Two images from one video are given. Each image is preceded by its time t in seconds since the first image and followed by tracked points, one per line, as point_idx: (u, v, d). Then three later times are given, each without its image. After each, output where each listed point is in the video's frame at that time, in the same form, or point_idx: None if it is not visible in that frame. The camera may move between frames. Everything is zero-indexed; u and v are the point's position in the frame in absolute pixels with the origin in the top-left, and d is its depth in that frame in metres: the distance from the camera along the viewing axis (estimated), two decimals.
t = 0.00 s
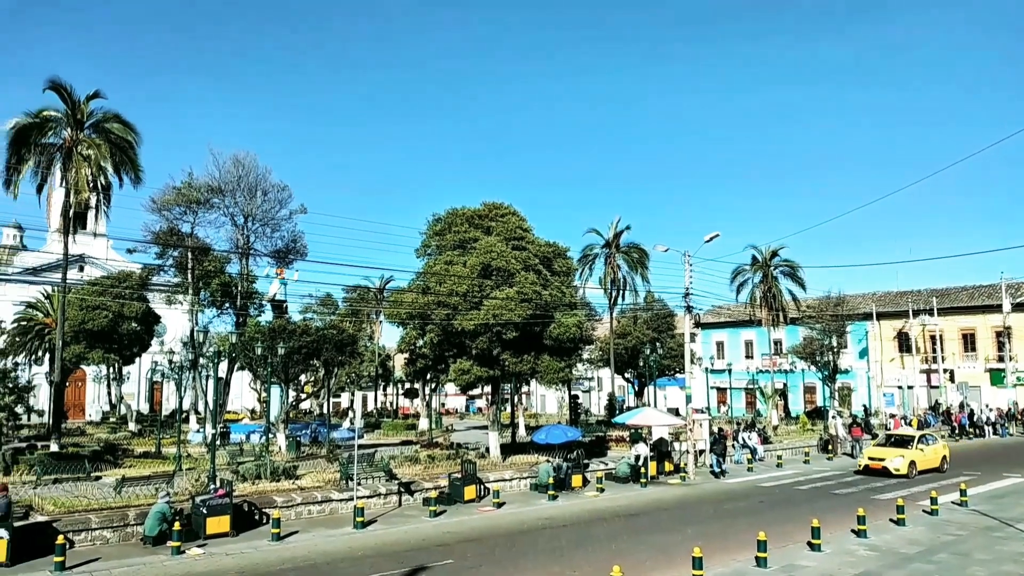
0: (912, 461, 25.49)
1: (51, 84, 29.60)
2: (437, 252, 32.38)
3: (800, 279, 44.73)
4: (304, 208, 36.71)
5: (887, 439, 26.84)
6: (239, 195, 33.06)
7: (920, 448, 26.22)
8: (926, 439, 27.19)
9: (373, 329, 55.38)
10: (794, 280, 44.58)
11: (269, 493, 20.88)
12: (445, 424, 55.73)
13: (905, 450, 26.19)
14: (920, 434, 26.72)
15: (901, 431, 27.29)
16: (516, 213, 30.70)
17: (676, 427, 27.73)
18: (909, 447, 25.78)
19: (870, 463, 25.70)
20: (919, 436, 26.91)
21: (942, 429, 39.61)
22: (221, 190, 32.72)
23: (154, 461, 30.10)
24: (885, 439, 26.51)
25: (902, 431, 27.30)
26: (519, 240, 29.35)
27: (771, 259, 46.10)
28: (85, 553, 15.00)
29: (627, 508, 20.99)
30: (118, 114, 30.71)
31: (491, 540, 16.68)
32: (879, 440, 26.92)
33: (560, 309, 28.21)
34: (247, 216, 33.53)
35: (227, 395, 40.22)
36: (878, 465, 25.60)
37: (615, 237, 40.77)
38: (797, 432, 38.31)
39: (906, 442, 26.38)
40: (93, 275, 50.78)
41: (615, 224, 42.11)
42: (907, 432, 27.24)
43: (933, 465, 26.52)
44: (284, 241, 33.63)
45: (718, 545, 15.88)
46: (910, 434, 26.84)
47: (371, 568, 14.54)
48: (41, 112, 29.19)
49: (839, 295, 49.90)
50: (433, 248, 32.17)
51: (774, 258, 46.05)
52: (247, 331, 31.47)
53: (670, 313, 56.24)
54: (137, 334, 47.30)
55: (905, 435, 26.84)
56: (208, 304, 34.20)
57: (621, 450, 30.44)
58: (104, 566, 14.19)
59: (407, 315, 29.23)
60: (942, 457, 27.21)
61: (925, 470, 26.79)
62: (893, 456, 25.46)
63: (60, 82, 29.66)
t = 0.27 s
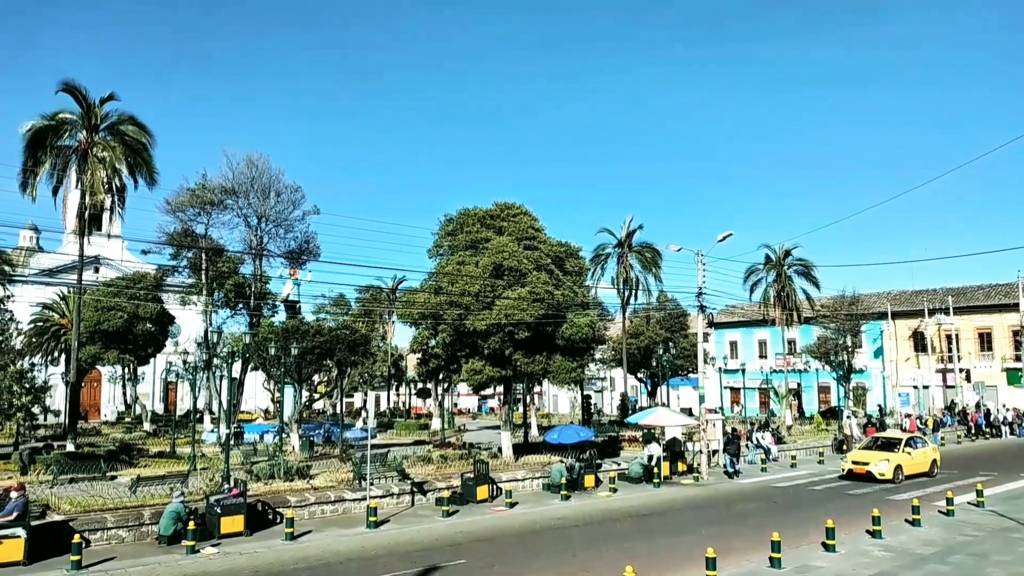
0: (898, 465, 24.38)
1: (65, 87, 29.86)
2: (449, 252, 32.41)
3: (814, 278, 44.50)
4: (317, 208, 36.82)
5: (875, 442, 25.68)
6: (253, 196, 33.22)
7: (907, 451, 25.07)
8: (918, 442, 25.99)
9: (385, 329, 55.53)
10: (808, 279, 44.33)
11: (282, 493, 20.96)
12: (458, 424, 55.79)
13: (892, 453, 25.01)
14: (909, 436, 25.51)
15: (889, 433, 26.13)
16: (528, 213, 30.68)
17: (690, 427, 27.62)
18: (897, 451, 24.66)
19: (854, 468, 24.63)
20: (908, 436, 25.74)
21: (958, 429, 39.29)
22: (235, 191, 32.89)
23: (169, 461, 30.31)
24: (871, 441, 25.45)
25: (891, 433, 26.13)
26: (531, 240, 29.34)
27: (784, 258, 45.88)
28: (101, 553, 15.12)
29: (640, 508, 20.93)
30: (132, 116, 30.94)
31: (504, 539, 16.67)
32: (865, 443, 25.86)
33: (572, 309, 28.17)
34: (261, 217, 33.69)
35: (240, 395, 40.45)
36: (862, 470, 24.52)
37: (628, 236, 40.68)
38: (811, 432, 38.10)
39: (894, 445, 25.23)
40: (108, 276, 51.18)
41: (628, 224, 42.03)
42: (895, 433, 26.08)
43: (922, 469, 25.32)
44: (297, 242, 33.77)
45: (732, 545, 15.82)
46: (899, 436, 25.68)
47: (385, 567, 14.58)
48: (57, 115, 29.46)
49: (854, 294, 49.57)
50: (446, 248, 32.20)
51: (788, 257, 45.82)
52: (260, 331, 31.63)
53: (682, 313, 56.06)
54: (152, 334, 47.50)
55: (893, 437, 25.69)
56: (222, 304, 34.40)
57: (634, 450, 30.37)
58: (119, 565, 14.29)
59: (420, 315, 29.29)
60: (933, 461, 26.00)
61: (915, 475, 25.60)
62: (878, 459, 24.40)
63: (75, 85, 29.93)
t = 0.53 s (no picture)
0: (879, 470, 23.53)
1: (77, 89, 30.07)
2: (460, 252, 32.43)
3: (826, 278, 44.27)
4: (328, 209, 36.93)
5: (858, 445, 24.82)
6: (264, 196, 33.37)
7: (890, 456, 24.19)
8: (902, 446, 25.10)
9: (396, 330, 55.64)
10: (820, 279, 44.10)
11: (294, 492, 21.04)
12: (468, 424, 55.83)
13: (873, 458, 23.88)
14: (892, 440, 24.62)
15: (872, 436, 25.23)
16: (538, 213, 30.65)
17: (701, 427, 27.52)
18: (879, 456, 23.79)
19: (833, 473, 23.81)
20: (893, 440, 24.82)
21: (972, 429, 38.98)
22: (246, 192, 33.05)
23: (181, 460, 30.48)
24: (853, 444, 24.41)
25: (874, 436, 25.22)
26: (541, 240, 29.31)
27: (796, 258, 45.68)
28: (115, 551, 15.22)
29: (651, 508, 20.88)
30: (145, 117, 31.13)
31: (515, 539, 16.68)
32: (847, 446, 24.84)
33: (583, 309, 28.13)
34: (272, 217, 33.83)
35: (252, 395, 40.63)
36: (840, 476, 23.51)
37: (638, 236, 40.59)
38: (824, 432, 37.91)
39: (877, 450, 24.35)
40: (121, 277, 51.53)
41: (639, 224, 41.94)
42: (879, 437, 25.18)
43: (906, 474, 24.33)
44: (308, 242, 33.89)
45: (743, 546, 15.75)
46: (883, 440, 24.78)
47: (396, 566, 14.62)
48: (70, 116, 29.69)
49: (866, 294, 49.27)
50: (456, 248, 32.22)
51: (800, 257, 45.62)
52: (272, 331, 31.77)
53: (694, 313, 55.90)
54: (164, 334, 47.82)
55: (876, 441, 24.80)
56: (234, 305, 34.57)
57: (645, 451, 30.30)
58: (133, 563, 14.38)
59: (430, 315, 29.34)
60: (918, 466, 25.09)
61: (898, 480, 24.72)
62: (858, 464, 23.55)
63: (87, 86, 30.14)
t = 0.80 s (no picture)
0: (854, 474, 22.66)
1: (87, 90, 30.25)
2: (469, 252, 32.47)
3: (837, 276, 44.08)
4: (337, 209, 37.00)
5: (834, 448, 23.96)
6: (273, 197, 33.50)
7: (867, 460, 23.31)
8: (881, 448, 24.21)
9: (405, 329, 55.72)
10: (830, 277, 43.95)
11: (304, 491, 21.11)
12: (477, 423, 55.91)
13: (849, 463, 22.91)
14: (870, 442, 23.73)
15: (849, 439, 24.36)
16: (547, 212, 30.62)
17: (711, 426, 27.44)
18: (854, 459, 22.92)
19: (806, 476, 22.99)
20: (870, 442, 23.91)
21: (984, 429, 38.75)
22: (256, 192, 33.18)
23: (192, 460, 30.64)
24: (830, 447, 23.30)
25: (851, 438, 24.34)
26: (549, 239, 29.29)
27: (806, 256, 45.53)
28: (126, 550, 15.32)
29: (661, 507, 20.84)
30: (154, 118, 31.28)
31: (524, 538, 16.70)
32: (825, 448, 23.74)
33: (591, 308, 28.09)
34: (282, 218, 33.94)
35: (263, 395, 40.78)
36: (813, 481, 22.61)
37: (647, 235, 40.51)
38: (834, 431, 37.78)
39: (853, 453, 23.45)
40: (132, 277, 51.81)
41: (647, 222, 41.85)
42: (857, 439, 24.29)
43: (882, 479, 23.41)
44: (318, 242, 34.01)
45: (752, 546, 15.70)
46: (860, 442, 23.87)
47: (406, 565, 14.63)
48: (80, 118, 29.87)
49: (877, 292, 49.03)
50: (465, 248, 32.25)
51: (809, 255, 45.46)
52: (282, 331, 31.90)
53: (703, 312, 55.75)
54: (175, 334, 48.11)
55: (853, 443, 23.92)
56: (244, 305, 34.71)
57: (654, 450, 30.26)
58: (144, 562, 14.46)
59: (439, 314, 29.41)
60: (898, 469, 24.16)
61: (876, 484, 23.84)
62: (832, 467, 22.70)
63: (97, 88, 30.31)
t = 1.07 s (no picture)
0: (830, 480, 21.45)
1: (100, 92, 30.47)
2: (479, 252, 32.48)
3: (849, 277, 43.83)
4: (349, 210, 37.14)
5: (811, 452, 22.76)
6: (285, 198, 33.63)
7: (844, 465, 22.11)
8: (861, 453, 23.00)
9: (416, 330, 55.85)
10: (842, 277, 43.70)
11: (316, 491, 21.19)
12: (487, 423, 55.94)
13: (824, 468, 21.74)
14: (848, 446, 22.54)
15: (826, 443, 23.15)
16: (557, 212, 30.59)
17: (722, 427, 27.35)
18: (830, 465, 21.71)
19: (779, 483, 21.81)
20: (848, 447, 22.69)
21: (998, 430, 38.43)
22: (268, 193, 33.33)
23: (204, 459, 30.82)
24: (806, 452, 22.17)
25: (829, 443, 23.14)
26: (560, 239, 29.26)
27: (818, 256, 45.28)
28: (139, 549, 15.40)
29: (672, 508, 20.79)
30: (167, 120, 31.47)
31: (535, 539, 16.68)
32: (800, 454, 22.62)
33: (602, 308, 28.04)
34: (293, 218, 34.07)
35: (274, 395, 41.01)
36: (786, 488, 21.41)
37: (658, 235, 40.41)
38: (847, 432, 37.58)
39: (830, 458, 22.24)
40: (145, 278, 52.20)
41: (659, 222, 41.78)
42: (835, 443, 23.08)
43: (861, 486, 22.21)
44: (329, 243, 34.13)
45: (764, 547, 15.60)
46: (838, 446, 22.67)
47: (416, 566, 14.67)
48: (94, 120, 30.10)
49: (890, 292, 48.72)
50: (476, 248, 32.26)
51: (822, 255, 45.22)
52: (294, 332, 32.04)
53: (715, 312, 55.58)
54: (187, 335, 48.41)
55: (830, 448, 22.70)
56: (256, 305, 34.88)
57: (666, 451, 30.20)
58: (157, 561, 14.54)
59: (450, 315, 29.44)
60: (879, 475, 22.92)
61: (856, 491, 22.60)
62: (806, 474, 21.49)
63: (109, 90, 30.54)
